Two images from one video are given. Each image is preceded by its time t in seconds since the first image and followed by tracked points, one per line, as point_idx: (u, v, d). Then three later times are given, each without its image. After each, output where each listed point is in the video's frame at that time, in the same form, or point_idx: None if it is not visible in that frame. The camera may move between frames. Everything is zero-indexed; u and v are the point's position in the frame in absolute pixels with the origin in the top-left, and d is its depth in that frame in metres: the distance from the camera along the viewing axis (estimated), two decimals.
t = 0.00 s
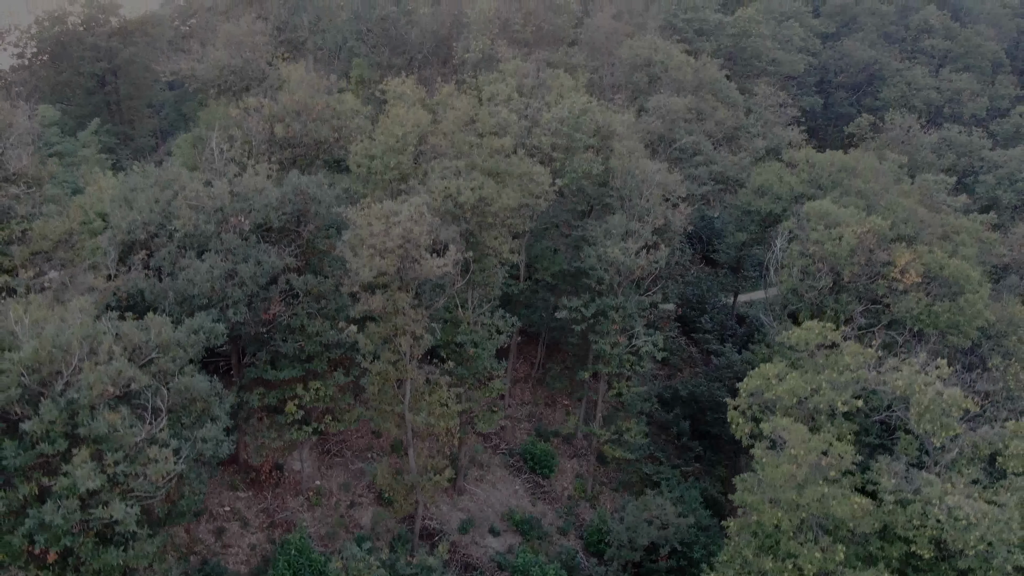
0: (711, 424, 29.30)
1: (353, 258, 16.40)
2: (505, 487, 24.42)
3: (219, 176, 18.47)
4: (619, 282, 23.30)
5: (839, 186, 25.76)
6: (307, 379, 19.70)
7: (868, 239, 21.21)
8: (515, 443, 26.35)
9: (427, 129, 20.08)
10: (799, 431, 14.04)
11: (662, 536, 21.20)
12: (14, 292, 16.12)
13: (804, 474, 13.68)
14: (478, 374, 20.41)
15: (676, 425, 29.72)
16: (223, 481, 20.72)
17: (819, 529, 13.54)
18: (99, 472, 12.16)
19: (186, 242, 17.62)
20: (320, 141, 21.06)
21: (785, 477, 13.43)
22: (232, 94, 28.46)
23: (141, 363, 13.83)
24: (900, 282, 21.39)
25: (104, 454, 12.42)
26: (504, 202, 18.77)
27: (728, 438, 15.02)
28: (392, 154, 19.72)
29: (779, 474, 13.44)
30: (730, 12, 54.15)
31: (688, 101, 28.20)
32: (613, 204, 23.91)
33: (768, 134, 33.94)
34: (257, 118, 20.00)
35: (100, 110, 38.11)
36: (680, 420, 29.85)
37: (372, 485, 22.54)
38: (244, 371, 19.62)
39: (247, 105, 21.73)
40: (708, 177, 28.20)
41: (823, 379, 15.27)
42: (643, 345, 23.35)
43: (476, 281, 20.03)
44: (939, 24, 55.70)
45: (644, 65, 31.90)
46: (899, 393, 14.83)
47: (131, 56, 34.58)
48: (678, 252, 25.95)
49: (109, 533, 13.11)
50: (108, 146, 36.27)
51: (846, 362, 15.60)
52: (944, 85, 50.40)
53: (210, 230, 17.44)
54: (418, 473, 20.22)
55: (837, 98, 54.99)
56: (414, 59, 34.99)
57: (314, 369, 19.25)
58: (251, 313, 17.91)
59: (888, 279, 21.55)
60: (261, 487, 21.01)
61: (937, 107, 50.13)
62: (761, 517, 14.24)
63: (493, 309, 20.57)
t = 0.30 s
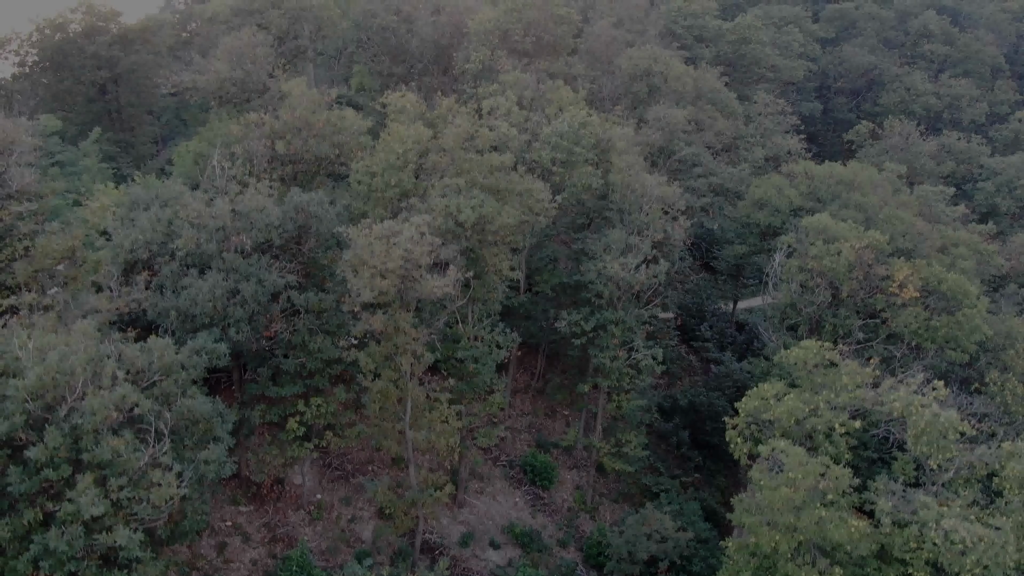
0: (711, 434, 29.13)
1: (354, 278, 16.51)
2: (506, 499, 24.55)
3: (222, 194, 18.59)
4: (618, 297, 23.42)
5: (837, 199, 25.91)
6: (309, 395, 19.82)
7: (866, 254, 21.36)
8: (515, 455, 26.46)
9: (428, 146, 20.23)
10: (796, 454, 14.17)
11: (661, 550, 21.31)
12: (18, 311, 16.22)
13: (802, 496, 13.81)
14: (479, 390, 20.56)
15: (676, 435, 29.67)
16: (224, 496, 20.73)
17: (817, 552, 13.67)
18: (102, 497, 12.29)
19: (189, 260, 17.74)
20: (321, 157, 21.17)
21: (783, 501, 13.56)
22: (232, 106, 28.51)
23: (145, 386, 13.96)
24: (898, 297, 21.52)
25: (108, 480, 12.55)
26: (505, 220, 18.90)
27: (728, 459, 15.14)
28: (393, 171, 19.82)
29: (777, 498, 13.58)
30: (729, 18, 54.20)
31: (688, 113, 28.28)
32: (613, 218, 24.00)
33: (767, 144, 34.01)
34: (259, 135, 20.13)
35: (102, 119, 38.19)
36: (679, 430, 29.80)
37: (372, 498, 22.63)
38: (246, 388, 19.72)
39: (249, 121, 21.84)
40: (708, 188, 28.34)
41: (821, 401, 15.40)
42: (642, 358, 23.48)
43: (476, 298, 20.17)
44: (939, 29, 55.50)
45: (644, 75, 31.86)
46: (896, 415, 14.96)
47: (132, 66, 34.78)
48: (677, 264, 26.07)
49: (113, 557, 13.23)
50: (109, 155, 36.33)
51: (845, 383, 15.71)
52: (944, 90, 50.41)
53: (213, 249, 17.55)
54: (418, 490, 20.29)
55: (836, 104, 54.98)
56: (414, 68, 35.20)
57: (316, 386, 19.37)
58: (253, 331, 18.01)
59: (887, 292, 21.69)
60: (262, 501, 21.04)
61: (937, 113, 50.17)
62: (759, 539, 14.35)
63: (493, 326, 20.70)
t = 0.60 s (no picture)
0: (711, 443, 29.20)
1: (356, 299, 16.62)
2: (506, 512, 24.65)
3: (223, 213, 18.68)
4: (618, 310, 23.52)
5: (836, 212, 26.05)
6: (309, 411, 19.92)
7: (864, 270, 21.46)
8: (515, 466, 26.56)
9: (428, 163, 20.34)
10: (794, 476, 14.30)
11: (661, 564, 21.43)
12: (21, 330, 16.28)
13: (800, 519, 13.94)
14: (479, 405, 20.69)
15: (676, 445, 29.56)
16: (226, 510, 20.64)
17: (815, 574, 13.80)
18: (106, 521, 12.40)
19: (190, 278, 17.82)
20: (322, 173, 21.27)
21: (781, 523, 13.69)
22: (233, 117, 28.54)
23: (148, 409, 14.07)
24: (896, 312, 21.63)
25: (112, 504, 12.66)
26: (505, 238, 19.01)
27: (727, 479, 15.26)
28: (393, 188, 19.89)
29: (775, 520, 13.71)
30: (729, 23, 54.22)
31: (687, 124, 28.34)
32: (613, 232, 24.06)
33: (766, 153, 34.05)
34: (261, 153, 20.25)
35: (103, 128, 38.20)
36: (679, 440, 29.70)
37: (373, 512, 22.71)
38: (247, 404, 19.79)
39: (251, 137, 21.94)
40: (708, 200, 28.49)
41: (819, 421, 15.50)
42: (642, 372, 23.59)
43: (477, 314, 20.28)
44: (939, 35, 55.34)
45: (644, 86, 32.19)
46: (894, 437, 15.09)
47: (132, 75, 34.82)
48: (677, 275, 26.17)
49: None
50: (110, 163, 36.36)
51: (843, 403, 15.82)
52: (943, 96, 50.41)
53: (214, 268, 17.64)
54: (418, 505, 20.39)
55: (836, 109, 54.94)
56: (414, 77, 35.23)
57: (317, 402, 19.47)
58: (255, 348, 18.10)
59: (885, 307, 21.77)
60: (264, 515, 21.03)
61: (936, 119, 50.20)
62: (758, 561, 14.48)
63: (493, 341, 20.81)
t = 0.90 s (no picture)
0: (710, 453, 29.26)
1: (357, 318, 16.73)
2: (506, 524, 24.75)
3: (225, 231, 18.78)
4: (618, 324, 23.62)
5: (834, 224, 26.18)
6: (311, 427, 20.02)
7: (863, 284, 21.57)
8: (515, 477, 26.68)
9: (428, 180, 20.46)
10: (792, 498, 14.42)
11: None
12: (24, 350, 16.37)
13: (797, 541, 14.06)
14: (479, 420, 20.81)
15: (676, 455, 29.38)
16: (227, 524, 20.82)
17: None
18: (109, 546, 12.49)
19: (192, 296, 17.91)
20: (324, 189, 21.39)
21: (779, 546, 13.82)
22: (234, 129, 28.66)
23: (151, 431, 14.17)
24: (895, 326, 21.73)
25: (114, 528, 12.76)
26: (505, 255, 19.12)
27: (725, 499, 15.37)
28: (394, 206, 19.97)
29: (773, 543, 13.84)
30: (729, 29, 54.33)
31: (687, 136, 28.44)
32: (612, 246, 24.15)
33: (766, 162, 34.14)
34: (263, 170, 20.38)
35: (104, 135, 38.30)
36: (679, 450, 29.52)
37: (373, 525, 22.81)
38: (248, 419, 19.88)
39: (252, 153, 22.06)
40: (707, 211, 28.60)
41: (817, 441, 15.63)
42: (641, 385, 23.69)
43: (477, 331, 20.38)
44: (939, 40, 55.31)
45: (644, 96, 32.44)
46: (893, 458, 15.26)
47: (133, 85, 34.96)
48: (676, 287, 26.28)
49: None
50: (111, 171, 36.44)
51: (842, 423, 15.93)
52: (942, 101, 50.41)
53: (216, 286, 17.72)
54: (419, 520, 20.48)
55: (836, 114, 54.94)
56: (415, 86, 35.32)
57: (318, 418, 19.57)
58: (256, 366, 18.20)
59: (884, 320, 21.87)
60: (265, 529, 21.18)
61: (936, 124, 50.21)
62: None
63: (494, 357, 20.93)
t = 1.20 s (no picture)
0: (709, 463, 29.08)
1: (359, 339, 16.86)
2: (507, 536, 24.86)
3: (227, 249, 18.89)
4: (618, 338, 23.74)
5: (833, 238, 26.28)
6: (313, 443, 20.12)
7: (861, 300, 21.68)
8: (515, 490, 26.79)
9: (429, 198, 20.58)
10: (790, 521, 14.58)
11: None
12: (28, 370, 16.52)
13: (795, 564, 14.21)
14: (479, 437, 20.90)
15: (674, 465, 29.43)
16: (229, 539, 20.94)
17: None
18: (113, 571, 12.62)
19: (194, 315, 18.02)
20: (325, 206, 21.51)
21: (777, 569, 14.00)
22: (235, 141, 28.80)
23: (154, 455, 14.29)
24: (893, 341, 21.84)
25: (118, 553, 12.88)
26: (504, 273, 19.22)
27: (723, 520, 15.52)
28: (396, 224, 20.09)
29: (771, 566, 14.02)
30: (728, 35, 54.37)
31: (686, 148, 28.53)
32: (612, 260, 24.26)
33: (765, 172, 34.23)
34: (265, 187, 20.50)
35: (106, 143, 38.41)
36: (678, 460, 29.53)
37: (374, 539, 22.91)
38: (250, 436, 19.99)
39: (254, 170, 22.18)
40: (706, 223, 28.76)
41: (816, 462, 15.73)
42: (641, 399, 23.80)
43: (477, 348, 20.49)
44: (938, 45, 55.39)
45: (644, 107, 32.55)
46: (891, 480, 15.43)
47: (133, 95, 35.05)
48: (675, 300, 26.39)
49: None
50: (112, 181, 36.56)
51: (840, 445, 16.05)
52: (942, 107, 50.45)
53: (218, 306, 17.83)
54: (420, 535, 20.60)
55: (836, 120, 54.92)
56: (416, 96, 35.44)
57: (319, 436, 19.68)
58: (258, 385, 18.31)
59: (883, 335, 21.98)
60: (267, 543, 21.30)
61: (935, 130, 50.25)
62: None
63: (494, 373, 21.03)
